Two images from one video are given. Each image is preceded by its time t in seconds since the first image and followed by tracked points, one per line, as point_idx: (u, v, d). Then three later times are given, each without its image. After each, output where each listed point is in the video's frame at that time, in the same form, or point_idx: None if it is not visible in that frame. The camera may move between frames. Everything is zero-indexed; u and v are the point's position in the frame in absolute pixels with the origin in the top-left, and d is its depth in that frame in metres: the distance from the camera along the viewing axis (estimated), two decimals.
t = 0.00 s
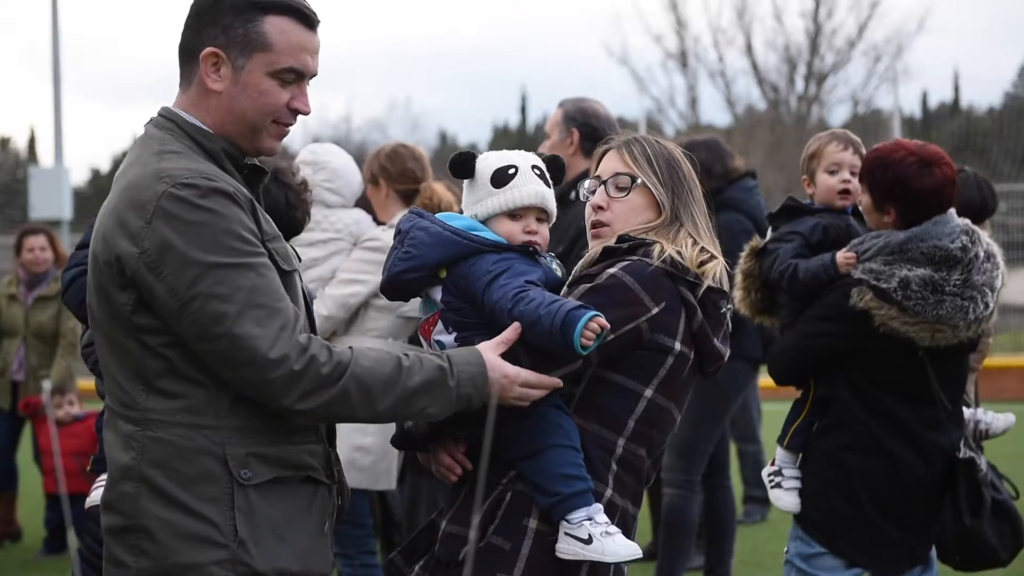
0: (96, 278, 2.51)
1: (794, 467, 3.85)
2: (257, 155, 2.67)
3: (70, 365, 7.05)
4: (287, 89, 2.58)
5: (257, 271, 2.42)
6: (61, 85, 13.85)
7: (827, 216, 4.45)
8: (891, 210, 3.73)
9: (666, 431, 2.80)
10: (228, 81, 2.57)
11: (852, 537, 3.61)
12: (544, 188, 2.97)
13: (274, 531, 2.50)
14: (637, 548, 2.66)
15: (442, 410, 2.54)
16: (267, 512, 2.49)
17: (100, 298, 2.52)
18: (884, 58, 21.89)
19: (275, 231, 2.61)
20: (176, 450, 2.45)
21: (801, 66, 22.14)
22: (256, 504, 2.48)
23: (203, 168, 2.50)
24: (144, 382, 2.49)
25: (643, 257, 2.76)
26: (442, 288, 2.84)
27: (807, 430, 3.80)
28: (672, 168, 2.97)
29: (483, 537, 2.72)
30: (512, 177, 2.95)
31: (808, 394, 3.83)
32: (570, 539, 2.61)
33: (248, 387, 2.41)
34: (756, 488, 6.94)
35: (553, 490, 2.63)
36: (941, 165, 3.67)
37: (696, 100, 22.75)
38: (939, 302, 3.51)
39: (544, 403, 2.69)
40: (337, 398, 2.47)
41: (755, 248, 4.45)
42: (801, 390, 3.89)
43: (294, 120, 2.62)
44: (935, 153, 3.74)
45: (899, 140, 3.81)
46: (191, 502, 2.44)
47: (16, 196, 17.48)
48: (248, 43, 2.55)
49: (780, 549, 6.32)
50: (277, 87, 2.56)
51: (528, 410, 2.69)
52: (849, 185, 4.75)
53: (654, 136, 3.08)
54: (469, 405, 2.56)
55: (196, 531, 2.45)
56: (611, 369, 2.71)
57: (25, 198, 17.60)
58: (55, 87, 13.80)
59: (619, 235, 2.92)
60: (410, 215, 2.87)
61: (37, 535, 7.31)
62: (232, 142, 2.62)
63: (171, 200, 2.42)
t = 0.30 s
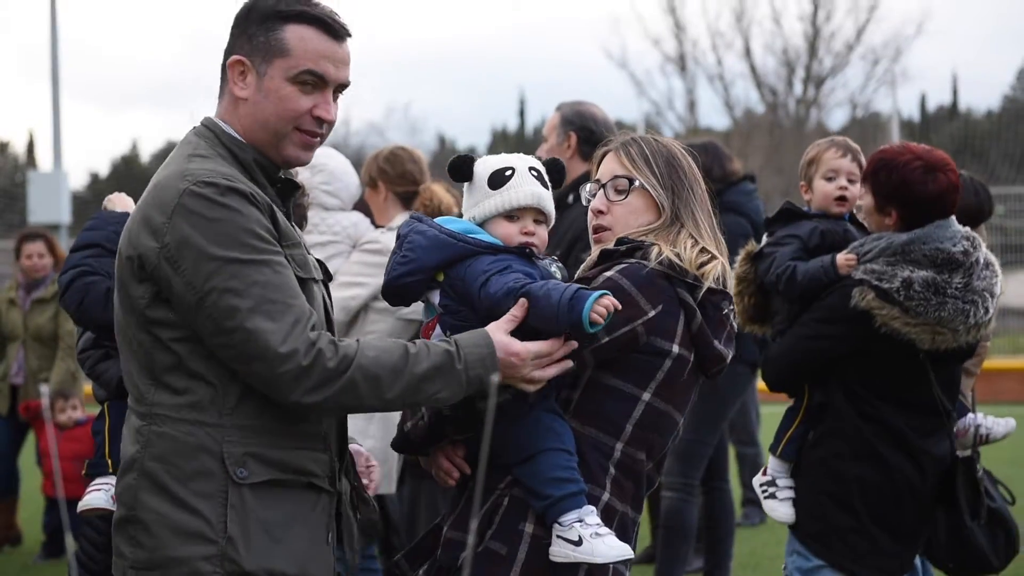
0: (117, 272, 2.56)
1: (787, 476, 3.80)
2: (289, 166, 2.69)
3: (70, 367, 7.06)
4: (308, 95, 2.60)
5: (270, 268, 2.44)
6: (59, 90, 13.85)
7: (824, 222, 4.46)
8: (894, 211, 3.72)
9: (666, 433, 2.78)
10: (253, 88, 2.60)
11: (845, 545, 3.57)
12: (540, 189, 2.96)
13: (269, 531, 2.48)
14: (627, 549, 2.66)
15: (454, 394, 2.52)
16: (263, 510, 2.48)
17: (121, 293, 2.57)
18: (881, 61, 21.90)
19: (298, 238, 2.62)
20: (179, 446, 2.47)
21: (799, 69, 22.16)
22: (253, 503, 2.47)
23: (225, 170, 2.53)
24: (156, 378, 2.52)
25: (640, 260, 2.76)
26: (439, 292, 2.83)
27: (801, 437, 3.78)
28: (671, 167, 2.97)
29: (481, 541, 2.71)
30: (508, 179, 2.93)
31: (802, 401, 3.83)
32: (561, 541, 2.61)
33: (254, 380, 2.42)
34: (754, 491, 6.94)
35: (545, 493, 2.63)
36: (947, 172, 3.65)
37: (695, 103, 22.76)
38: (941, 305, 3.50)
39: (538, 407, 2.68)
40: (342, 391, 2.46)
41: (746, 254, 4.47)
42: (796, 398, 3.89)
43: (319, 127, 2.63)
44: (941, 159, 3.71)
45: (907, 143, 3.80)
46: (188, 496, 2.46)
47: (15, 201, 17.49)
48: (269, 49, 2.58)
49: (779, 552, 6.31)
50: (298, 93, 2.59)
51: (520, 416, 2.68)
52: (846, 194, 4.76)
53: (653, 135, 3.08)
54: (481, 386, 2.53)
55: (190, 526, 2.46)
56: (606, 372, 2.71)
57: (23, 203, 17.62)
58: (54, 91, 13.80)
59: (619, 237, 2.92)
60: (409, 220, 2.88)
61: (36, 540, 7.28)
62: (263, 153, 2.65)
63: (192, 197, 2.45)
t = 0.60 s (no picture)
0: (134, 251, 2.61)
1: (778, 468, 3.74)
2: (323, 171, 2.69)
3: (65, 363, 7.08)
4: (339, 100, 2.59)
5: (271, 262, 2.44)
6: (54, 84, 13.80)
7: (820, 212, 4.44)
8: (897, 197, 3.74)
9: (668, 439, 2.75)
10: (288, 92, 2.61)
11: (836, 539, 3.55)
12: (530, 203, 2.95)
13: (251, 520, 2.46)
14: (612, 559, 2.66)
15: (436, 381, 2.47)
16: (247, 499, 2.47)
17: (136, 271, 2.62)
18: (878, 53, 21.85)
19: (313, 239, 2.61)
20: (176, 426, 2.49)
21: (795, 61, 22.12)
22: (236, 491, 2.46)
23: (244, 163, 2.55)
24: (162, 360, 2.55)
25: (633, 270, 2.72)
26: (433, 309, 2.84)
27: (793, 428, 3.75)
28: (664, 167, 2.95)
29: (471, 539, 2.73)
30: (499, 193, 2.94)
31: (792, 391, 3.80)
32: (549, 548, 2.63)
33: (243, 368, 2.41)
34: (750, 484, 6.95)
35: (534, 499, 2.65)
36: (952, 160, 3.69)
37: (691, 96, 22.73)
38: (944, 291, 3.51)
39: (529, 417, 2.67)
40: (324, 378, 2.41)
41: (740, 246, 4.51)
42: (785, 388, 3.86)
43: (349, 134, 2.62)
44: (946, 148, 3.75)
45: (912, 132, 3.84)
46: (176, 476, 2.48)
47: (11, 196, 17.46)
48: (303, 54, 2.59)
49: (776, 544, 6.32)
50: (327, 98, 2.58)
51: (510, 426, 2.66)
52: (840, 187, 4.77)
53: (647, 133, 3.06)
54: (462, 370, 2.48)
55: (175, 504, 2.47)
56: (602, 383, 2.70)
57: (18, 198, 17.61)
58: (49, 86, 13.75)
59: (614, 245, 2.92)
60: (403, 237, 2.92)
61: (33, 535, 7.29)
62: (295, 156, 2.66)
63: (205, 185, 2.48)
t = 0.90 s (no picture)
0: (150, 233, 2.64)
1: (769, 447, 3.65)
2: (352, 183, 2.69)
3: (56, 361, 7.04)
4: (368, 112, 2.59)
5: (274, 259, 2.44)
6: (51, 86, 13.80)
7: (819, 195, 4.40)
8: (902, 181, 3.78)
9: (658, 427, 2.73)
10: (322, 101, 2.62)
11: (828, 525, 3.48)
12: (515, 197, 2.94)
13: (227, 507, 2.46)
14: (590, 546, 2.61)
15: (414, 370, 2.44)
16: (226, 487, 2.46)
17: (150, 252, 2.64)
18: (874, 51, 21.84)
19: (322, 247, 2.59)
20: (171, 409, 2.51)
21: (791, 60, 22.15)
22: (217, 477, 2.46)
23: (263, 162, 2.56)
24: (165, 344, 2.57)
25: (617, 260, 2.69)
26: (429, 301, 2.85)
27: (784, 411, 3.67)
28: (657, 153, 2.88)
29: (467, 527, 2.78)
30: (485, 188, 2.94)
31: (779, 373, 3.73)
32: (529, 537, 2.62)
33: (232, 357, 2.41)
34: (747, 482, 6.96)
35: (516, 488, 2.65)
36: (957, 146, 3.77)
37: (688, 95, 22.73)
38: (946, 272, 3.48)
39: (514, 406, 2.68)
40: (306, 370, 2.38)
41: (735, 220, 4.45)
42: (772, 372, 3.79)
43: (377, 147, 2.62)
44: (951, 135, 3.82)
45: (917, 118, 3.90)
46: (162, 456, 2.49)
47: (7, 196, 17.48)
48: (339, 65, 2.60)
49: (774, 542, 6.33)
50: (357, 108, 2.58)
51: (496, 416, 2.67)
52: (835, 173, 4.79)
53: (643, 118, 2.98)
54: (440, 354, 2.46)
55: (158, 483, 2.48)
56: (587, 373, 2.68)
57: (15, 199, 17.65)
58: (45, 86, 13.76)
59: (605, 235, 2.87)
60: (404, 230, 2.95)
61: (32, 535, 7.28)
62: (323, 164, 2.66)
63: (221, 178, 2.49)
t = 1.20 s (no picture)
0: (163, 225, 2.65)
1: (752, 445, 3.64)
2: (374, 197, 2.70)
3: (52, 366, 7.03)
4: (389, 126, 2.59)
5: (279, 260, 2.44)
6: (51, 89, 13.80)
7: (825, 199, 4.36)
8: (909, 184, 3.78)
9: (654, 426, 2.71)
10: (344, 115, 2.62)
11: (825, 527, 3.44)
12: (509, 189, 3.00)
13: (221, 501, 2.46)
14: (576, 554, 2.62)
15: (393, 336, 2.45)
16: (221, 482, 2.46)
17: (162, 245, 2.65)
18: (875, 54, 21.83)
19: (331, 253, 2.59)
20: (172, 402, 2.51)
21: (791, 63, 22.14)
22: (212, 472, 2.46)
23: (279, 166, 2.57)
24: (171, 338, 2.57)
25: (600, 264, 2.65)
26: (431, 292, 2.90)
27: (783, 410, 3.62)
28: (651, 149, 2.79)
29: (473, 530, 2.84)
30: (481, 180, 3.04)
31: (777, 370, 3.72)
32: (522, 545, 2.66)
33: (232, 352, 2.41)
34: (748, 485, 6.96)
35: (509, 497, 2.70)
36: (964, 149, 3.80)
37: (688, 98, 22.73)
38: (953, 271, 3.52)
39: (506, 412, 2.70)
40: (301, 365, 2.38)
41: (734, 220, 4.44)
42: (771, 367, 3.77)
43: (397, 160, 2.62)
44: (955, 139, 3.84)
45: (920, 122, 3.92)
46: (160, 447, 2.49)
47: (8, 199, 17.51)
48: (362, 80, 2.60)
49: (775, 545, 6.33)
50: (379, 123, 2.58)
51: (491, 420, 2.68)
52: (831, 179, 4.80)
53: (643, 108, 2.89)
54: (418, 314, 2.46)
55: (154, 474, 2.48)
56: (577, 376, 2.67)
57: (16, 202, 17.65)
58: (46, 90, 13.77)
59: (597, 234, 2.82)
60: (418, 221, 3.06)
61: (32, 538, 7.27)
62: (341, 173, 2.64)
63: (234, 177, 2.50)
